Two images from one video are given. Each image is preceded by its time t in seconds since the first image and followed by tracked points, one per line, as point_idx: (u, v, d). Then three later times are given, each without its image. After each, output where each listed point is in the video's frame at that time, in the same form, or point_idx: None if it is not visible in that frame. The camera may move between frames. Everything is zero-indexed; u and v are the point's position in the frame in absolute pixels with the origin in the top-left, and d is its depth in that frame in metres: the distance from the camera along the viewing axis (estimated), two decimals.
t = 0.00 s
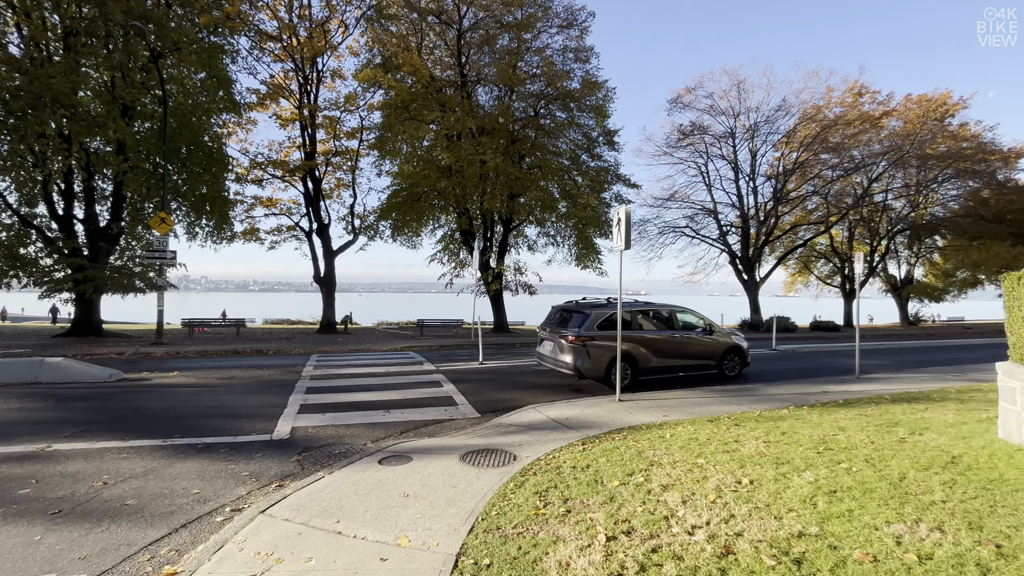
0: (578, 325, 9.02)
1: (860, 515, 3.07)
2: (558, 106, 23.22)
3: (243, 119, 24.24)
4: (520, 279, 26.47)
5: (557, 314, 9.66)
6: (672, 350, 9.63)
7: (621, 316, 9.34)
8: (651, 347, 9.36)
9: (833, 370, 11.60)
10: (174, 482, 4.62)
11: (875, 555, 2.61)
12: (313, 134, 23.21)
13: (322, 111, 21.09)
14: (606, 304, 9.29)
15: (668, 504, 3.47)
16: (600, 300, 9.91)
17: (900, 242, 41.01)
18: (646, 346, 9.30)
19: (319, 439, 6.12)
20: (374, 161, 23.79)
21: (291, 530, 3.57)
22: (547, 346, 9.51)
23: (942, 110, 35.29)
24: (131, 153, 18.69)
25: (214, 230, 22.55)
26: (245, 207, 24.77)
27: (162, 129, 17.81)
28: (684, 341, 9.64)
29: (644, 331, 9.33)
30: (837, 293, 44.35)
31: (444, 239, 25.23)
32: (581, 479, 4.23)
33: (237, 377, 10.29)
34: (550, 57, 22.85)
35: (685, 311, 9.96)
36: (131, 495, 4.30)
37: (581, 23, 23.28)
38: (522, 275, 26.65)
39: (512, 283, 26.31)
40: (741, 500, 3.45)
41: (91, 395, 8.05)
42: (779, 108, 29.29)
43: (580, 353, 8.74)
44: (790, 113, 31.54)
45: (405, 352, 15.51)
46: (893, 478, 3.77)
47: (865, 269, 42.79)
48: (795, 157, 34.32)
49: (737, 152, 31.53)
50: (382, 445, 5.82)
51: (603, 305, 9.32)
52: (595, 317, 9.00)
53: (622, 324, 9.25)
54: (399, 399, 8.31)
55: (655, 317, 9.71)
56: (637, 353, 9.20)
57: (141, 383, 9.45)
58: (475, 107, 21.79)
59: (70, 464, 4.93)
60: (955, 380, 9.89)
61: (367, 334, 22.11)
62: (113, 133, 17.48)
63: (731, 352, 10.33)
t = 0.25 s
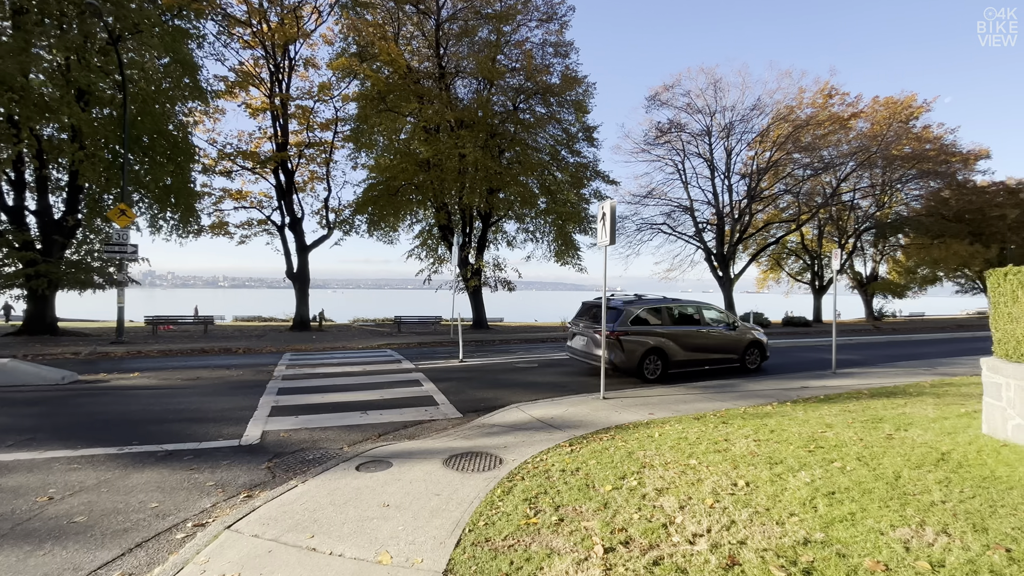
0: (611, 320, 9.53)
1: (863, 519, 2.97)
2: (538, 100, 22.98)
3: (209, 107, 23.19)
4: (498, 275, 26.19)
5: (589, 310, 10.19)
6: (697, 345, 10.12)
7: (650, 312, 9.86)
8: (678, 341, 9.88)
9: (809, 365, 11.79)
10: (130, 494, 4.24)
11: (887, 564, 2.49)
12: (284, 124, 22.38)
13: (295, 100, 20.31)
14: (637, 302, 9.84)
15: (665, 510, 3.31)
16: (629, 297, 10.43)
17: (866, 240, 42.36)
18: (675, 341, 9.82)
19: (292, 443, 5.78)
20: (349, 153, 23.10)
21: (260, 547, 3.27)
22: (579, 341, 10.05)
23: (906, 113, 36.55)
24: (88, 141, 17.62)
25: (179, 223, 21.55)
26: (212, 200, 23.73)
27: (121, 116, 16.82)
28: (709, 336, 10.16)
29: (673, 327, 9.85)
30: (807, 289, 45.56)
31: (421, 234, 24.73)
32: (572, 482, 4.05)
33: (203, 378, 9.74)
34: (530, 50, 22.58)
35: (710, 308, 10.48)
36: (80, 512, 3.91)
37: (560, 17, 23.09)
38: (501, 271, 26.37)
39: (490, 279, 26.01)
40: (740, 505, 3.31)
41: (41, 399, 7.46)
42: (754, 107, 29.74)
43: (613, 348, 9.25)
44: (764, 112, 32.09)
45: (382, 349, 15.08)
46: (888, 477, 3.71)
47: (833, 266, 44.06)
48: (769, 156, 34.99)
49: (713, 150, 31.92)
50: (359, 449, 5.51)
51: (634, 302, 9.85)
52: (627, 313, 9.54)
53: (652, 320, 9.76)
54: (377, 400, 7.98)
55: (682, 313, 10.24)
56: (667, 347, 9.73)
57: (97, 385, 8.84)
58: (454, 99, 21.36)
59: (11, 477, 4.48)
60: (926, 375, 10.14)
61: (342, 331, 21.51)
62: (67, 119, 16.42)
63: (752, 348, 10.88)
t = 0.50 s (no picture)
0: (642, 315, 10.12)
1: (869, 522, 2.88)
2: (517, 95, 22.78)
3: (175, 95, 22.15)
4: (478, 272, 25.89)
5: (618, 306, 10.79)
6: (720, 338, 10.75)
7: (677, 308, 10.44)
8: (704, 335, 10.46)
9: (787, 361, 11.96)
10: (79, 511, 3.85)
11: (899, 572, 2.37)
12: (255, 114, 21.56)
13: (266, 90, 19.56)
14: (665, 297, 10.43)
15: (662, 516, 3.17)
16: (655, 293, 11.02)
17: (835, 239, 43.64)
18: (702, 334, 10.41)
19: (262, 449, 5.43)
20: (324, 146, 22.43)
21: (225, 568, 2.97)
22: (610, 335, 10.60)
23: (873, 115, 37.70)
24: (41, 129, 16.54)
25: (142, 217, 20.53)
26: (177, 193, 22.68)
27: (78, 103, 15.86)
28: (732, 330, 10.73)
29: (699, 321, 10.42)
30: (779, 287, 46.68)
31: (399, 230, 24.23)
32: (562, 487, 3.87)
33: (167, 379, 9.19)
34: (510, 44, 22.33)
35: (730, 303, 11.06)
36: (20, 532, 3.51)
37: (540, 12, 22.91)
38: (481, 267, 26.09)
39: (470, 276, 25.69)
40: (740, 509, 3.18)
41: None
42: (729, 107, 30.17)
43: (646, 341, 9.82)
44: (739, 111, 32.61)
45: (358, 348, 14.63)
46: (883, 476, 3.65)
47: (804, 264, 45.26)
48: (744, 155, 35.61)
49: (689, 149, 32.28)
50: (337, 454, 5.21)
51: (662, 297, 10.44)
52: (657, 309, 10.12)
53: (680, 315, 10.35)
54: (355, 400, 7.66)
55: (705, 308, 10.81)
56: (694, 340, 10.32)
57: (48, 389, 8.22)
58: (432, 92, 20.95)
59: None
60: (898, 369, 10.38)
61: (317, 329, 20.89)
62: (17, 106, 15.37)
63: (770, 342, 11.50)
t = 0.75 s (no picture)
0: (670, 310, 10.94)
1: (876, 527, 2.77)
2: (498, 91, 22.50)
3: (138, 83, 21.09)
4: (458, 270, 25.54)
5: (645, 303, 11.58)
6: (741, 333, 11.50)
7: (701, 304, 11.22)
8: (726, 329, 11.19)
9: (766, 357, 12.09)
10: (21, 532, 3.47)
11: None
12: (225, 104, 20.71)
13: (236, 79, 18.77)
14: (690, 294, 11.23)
15: (661, 524, 3.00)
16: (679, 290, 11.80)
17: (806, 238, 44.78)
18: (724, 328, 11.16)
19: (231, 457, 5.07)
20: (298, 139, 21.73)
21: None
22: (638, 331, 11.40)
23: (843, 117, 38.72)
24: None
25: (103, 210, 19.49)
26: (141, 186, 21.61)
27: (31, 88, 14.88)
28: (750, 324, 11.46)
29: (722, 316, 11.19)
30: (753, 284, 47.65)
31: (376, 226, 23.69)
32: (555, 493, 3.67)
33: (128, 382, 8.63)
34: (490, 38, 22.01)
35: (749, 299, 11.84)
36: None
37: (520, 7, 22.68)
38: (460, 265, 25.76)
39: (449, 273, 25.32)
40: (742, 514, 3.04)
41: None
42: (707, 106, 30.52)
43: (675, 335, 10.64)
44: (716, 111, 33.05)
45: (335, 347, 14.16)
46: (881, 475, 3.58)
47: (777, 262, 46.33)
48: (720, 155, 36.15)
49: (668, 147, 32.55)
50: (312, 461, 4.89)
51: (688, 294, 11.21)
52: (683, 305, 10.93)
53: (704, 311, 11.12)
54: (331, 402, 7.32)
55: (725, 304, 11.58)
56: (717, 334, 11.06)
57: None
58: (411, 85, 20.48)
59: None
60: (874, 365, 10.58)
61: (291, 328, 20.24)
62: None
63: (783, 335, 12.25)
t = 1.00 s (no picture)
0: (693, 307, 11.69)
1: (889, 534, 2.67)
2: (480, 86, 22.18)
3: (100, 71, 20.06)
4: (438, 267, 25.15)
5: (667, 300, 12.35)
6: (756, 329, 12.33)
7: (721, 301, 11.98)
8: (744, 325, 11.99)
9: (747, 354, 12.20)
10: None
11: None
12: (194, 95, 19.87)
13: (206, 68, 17.98)
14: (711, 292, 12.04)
15: (666, 535, 2.84)
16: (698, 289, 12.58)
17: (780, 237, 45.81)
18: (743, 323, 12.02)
19: (197, 467, 4.71)
20: (272, 132, 21.01)
21: None
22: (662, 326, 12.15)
23: (816, 119, 39.65)
24: None
25: (61, 205, 18.45)
26: (103, 179, 20.56)
27: None
28: (764, 320, 12.34)
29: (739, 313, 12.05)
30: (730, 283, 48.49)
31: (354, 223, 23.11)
32: (550, 501, 3.48)
33: (86, 387, 8.06)
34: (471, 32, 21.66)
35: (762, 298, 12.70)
36: None
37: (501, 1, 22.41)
38: (440, 263, 25.39)
39: (429, 271, 24.90)
40: (749, 522, 2.90)
41: None
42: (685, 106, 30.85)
43: (700, 330, 11.41)
44: (694, 111, 33.42)
45: (311, 347, 13.67)
46: (883, 477, 3.50)
47: (752, 261, 47.25)
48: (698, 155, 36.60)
49: (647, 146, 32.77)
50: (288, 470, 4.59)
51: (708, 292, 11.97)
52: (705, 301, 11.74)
53: (723, 307, 11.88)
54: (307, 406, 6.96)
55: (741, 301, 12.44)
56: (736, 329, 11.89)
57: None
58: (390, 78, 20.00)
59: None
60: (852, 362, 10.75)
61: (265, 328, 19.55)
62: None
63: (792, 330, 13.24)
